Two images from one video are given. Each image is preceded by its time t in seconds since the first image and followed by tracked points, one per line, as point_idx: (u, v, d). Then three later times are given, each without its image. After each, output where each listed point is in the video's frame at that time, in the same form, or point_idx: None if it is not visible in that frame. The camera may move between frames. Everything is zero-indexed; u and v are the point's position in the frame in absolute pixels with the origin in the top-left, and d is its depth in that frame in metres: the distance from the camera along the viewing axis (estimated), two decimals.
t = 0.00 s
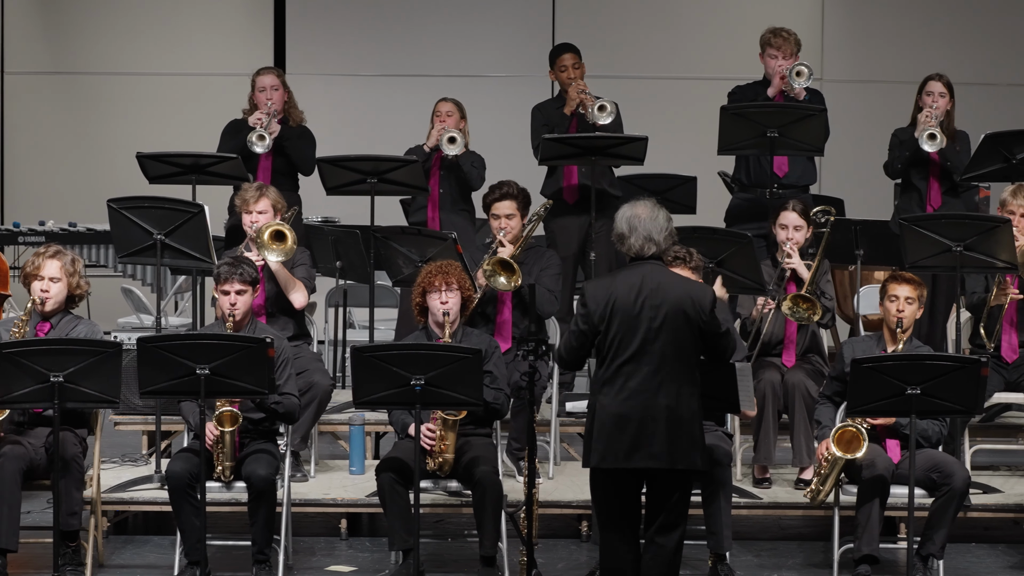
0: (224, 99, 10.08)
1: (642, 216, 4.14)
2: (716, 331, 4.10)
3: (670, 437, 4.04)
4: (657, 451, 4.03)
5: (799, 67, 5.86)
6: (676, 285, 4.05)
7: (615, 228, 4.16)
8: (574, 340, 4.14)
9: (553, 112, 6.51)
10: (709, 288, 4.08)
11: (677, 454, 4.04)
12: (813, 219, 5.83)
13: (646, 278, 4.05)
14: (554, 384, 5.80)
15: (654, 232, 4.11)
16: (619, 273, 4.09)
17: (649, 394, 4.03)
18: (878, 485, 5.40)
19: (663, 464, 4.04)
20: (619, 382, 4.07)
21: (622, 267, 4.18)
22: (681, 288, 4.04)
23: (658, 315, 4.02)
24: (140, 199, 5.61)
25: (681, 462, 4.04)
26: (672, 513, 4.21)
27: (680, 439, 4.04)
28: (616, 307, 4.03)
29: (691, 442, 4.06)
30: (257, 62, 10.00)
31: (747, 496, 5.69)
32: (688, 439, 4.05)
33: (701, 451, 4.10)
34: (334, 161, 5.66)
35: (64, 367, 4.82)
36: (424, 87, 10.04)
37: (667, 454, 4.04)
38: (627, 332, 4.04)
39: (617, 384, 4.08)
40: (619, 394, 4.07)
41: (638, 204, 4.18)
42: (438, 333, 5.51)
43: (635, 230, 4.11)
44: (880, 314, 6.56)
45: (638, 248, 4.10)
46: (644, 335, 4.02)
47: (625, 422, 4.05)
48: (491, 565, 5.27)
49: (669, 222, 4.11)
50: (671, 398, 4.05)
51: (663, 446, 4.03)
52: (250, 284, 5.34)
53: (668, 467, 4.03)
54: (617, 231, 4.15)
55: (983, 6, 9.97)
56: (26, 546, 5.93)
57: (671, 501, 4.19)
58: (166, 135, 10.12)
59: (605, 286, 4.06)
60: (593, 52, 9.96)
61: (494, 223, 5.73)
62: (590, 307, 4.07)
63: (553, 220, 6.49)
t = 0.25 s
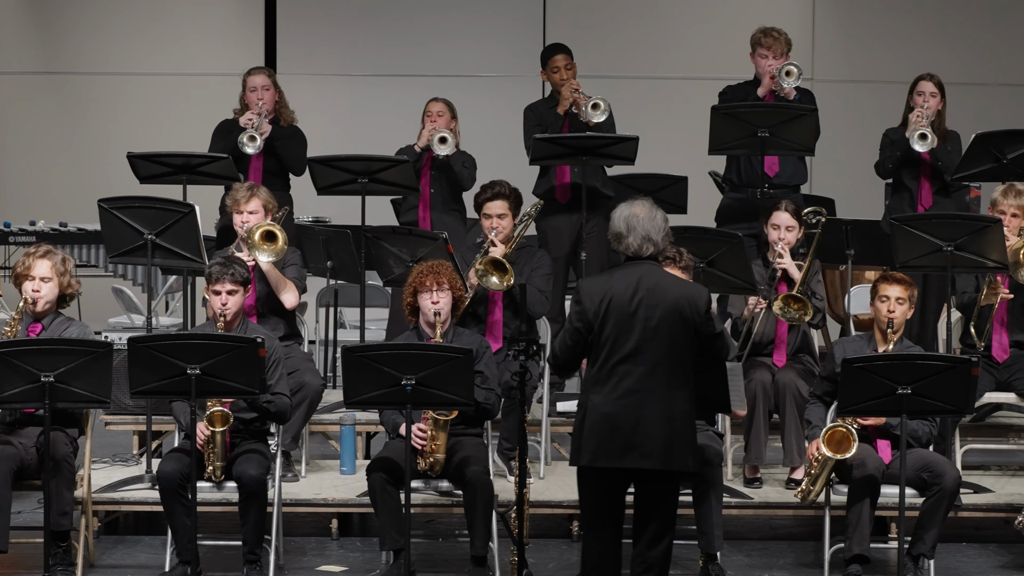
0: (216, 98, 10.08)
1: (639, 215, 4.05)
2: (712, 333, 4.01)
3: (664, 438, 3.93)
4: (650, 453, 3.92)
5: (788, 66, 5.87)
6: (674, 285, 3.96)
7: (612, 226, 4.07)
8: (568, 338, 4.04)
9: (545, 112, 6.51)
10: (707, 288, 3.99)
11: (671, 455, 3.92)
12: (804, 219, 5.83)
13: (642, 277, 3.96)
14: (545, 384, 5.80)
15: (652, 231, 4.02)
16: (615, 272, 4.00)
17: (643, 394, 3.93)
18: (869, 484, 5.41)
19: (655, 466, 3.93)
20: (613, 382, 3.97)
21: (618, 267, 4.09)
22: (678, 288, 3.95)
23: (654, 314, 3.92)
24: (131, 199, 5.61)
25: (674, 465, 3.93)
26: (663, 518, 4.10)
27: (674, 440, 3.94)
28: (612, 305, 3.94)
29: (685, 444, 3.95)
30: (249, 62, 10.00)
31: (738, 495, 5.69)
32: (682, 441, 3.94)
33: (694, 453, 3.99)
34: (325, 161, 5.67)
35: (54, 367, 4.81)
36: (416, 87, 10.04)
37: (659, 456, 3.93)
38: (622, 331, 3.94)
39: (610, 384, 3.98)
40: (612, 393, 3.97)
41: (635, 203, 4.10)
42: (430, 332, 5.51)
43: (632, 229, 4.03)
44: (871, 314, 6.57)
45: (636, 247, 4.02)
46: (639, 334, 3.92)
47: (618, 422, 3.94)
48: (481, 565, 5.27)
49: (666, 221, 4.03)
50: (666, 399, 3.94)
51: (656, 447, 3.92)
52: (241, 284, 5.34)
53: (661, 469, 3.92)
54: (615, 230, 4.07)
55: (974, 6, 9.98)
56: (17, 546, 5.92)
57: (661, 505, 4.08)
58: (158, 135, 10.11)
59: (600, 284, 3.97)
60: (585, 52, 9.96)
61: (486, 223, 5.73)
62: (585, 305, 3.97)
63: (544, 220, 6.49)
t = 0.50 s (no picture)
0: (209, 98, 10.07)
1: (623, 216, 4.01)
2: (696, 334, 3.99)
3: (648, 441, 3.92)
4: (634, 454, 3.91)
5: (779, 67, 5.87)
6: (658, 286, 3.93)
7: (595, 226, 4.02)
8: (550, 339, 3.99)
9: (537, 112, 6.49)
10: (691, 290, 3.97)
11: (655, 457, 3.92)
12: (796, 219, 5.83)
13: (628, 278, 3.93)
14: (535, 384, 5.80)
15: (636, 232, 3.99)
16: (599, 273, 3.96)
17: (628, 396, 3.91)
18: (859, 484, 5.41)
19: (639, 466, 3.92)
20: (597, 384, 3.94)
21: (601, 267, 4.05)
22: (663, 290, 3.92)
23: (640, 317, 3.89)
24: (121, 199, 5.60)
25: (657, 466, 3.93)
26: (647, 516, 4.09)
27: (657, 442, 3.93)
28: (597, 308, 3.89)
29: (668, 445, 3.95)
30: (241, 61, 9.99)
31: (729, 495, 5.69)
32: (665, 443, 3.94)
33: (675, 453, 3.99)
34: (316, 161, 5.67)
35: (45, 367, 4.80)
36: (407, 87, 10.03)
37: (644, 457, 3.92)
38: (607, 332, 3.90)
39: (594, 386, 3.94)
40: (596, 396, 3.94)
41: (619, 202, 4.06)
42: (420, 333, 5.51)
43: (617, 230, 3.99)
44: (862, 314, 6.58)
45: (621, 248, 3.98)
46: (625, 336, 3.88)
47: (602, 424, 3.91)
48: (472, 565, 5.27)
49: (651, 222, 4.00)
50: (649, 400, 3.93)
51: (640, 449, 3.91)
52: (232, 284, 5.34)
53: (644, 470, 3.91)
54: (598, 230, 4.03)
55: (967, 6, 9.99)
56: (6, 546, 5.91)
57: (641, 506, 4.07)
58: (151, 135, 10.11)
59: (585, 286, 3.92)
60: (577, 52, 9.96)
61: (477, 223, 5.73)
62: (570, 307, 3.92)
63: (536, 220, 6.49)
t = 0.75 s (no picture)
0: (202, 98, 10.06)
1: (589, 218, 3.98)
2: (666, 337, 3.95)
3: (618, 444, 3.88)
4: (604, 459, 3.88)
5: (772, 67, 5.86)
6: (627, 289, 3.90)
7: (562, 228, 3.99)
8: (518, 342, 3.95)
9: (529, 112, 6.47)
10: (660, 292, 3.93)
11: (624, 461, 3.89)
12: (788, 220, 5.84)
13: (595, 281, 3.89)
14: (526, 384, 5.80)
15: (603, 235, 3.96)
16: (566, 276, 3.93)
17: (596, 401, 3.87)
18: (850, 484, 5.40)
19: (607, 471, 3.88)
20: (566, 388, 3.90)
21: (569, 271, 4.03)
22: (631, 293, 3.89)
23: (607, 320, 3.86)
24: (112, 199, 5.60)
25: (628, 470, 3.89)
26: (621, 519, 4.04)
27: (626, 446, 3.89)
28: (564, 311, 3.86)
29: (638, 450, 3.91)
30: (235, 61, 9.98)
31: (720, 495, 5.69)
32: (636, 447, 3.90)
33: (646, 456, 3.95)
34: (306, 161, 5.66)
35: (36, 367, 4.79)
36: (399, 86, 10.03)
37: (613, 462, 3.89)
38: (573, 336, 3.86)
39: (563, 390, 3.90)
40: (565, 400, 3.90)
41: (586, 204, 4.03)
42: (411, 333, 5.50)
43: (583, 232, 3.96)
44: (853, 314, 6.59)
45: (587, 250, 3.95)
46: (590, 340, 3.85)
47: (570, 429, 3.87)
48: (463, 565, 5.26)
49: (617, 224, 3.96)
50: (617, 404, 3.88)
51: (610, 453, 3.87)
52: (224, 284, 5.33)
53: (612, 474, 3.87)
54: (565, 233, 3.99)
55: (962, 6, 9.99)
56: None
57: (619, 507, 4.03)
58: (143, 135, 10.10)
59: (552, 290, 3.89)
60: (570, 51, 9.96)
61: (468, 223, 5.72)
62: (537, 310, 3.88)
63: (527, 220, 6.49)
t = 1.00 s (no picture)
0: (195, 98, 10.06)
1: (548, 216, 4.04)
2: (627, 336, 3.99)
3: (577, 442, 3.94)
4: (563, 457, 3.94)
5: (765, 68, 5.87)
6: (585, 286, 3.96)
7: (522, 228, 4.06)
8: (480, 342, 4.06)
9: (521, 111, 6.49)
10: (619, 290, 3.98)
11: (583, 459, 3.94)
12: (779, 221, 5.85)
13: (553, 280, 3.96)
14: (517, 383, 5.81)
15: (560, 233, 4.02)
16: (525, 276, 4.01)
17: (555, 399, 3.94)
18: (842, 483, 5.40)
19: (569, 470, 3.95)
20: (524, 386, 3.98)
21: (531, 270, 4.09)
22: (588, 290, 3.94)
23: (564, 318, 3.93)
24: (103, 199, 5.60)
25: (588, 469, 3.94)
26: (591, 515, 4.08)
27: (586, 444, 3.94)
28: (521, 309, 3.94)
29: (599, 448, 3.95)
30: (228, 61, 9.98)
31: (712, 495, 5.69)
32: (596, 445, 3.95)
33: (608, 454, 3.99)
34: (298, 161, 5.66)
35: (27, 367, 4.78)
36: (391, 86, 10.03)
37: (574, 460, 3.94)
38: (532, 335, 3.95)
39: (522, 388, 3.98)
40: (524, 398, 3.98)
41: (546, 203, 4.09)
42: (403, 333, 5.50)
43: (540, 231, 4.02)
44: (844, 314, 6.62)
45: (545, 249, 4.02)
46: (546, 338, 3.93)
47: (530, 427, 3.95)
48: (455, 565, 5.25)
49: (574, 222, 4.01)
50: (577, 403, 3.95)
51: (568, 450, 3.94)
52: (215, 284, 5.32)
53: (572, 473, 3.93)
54: (524, 231, 4.06)
55: (956, 6, 10.00)
56: None
57: (587, 506, 4.07)
58: (135, 135, 10.09)
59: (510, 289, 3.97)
60: (562, 52, 9.96)
61: (459, 224, 5.73)
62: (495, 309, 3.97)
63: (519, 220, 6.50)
